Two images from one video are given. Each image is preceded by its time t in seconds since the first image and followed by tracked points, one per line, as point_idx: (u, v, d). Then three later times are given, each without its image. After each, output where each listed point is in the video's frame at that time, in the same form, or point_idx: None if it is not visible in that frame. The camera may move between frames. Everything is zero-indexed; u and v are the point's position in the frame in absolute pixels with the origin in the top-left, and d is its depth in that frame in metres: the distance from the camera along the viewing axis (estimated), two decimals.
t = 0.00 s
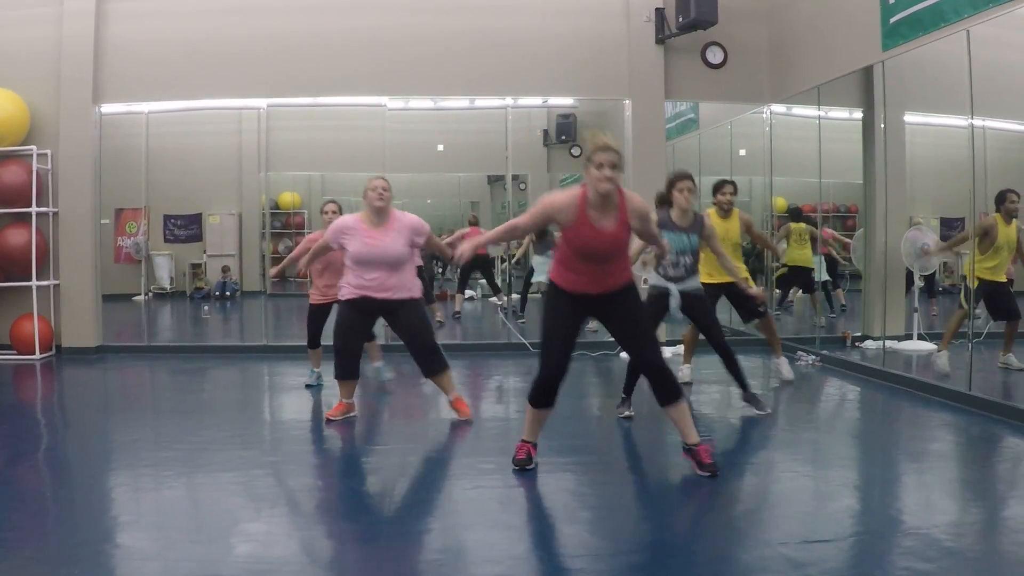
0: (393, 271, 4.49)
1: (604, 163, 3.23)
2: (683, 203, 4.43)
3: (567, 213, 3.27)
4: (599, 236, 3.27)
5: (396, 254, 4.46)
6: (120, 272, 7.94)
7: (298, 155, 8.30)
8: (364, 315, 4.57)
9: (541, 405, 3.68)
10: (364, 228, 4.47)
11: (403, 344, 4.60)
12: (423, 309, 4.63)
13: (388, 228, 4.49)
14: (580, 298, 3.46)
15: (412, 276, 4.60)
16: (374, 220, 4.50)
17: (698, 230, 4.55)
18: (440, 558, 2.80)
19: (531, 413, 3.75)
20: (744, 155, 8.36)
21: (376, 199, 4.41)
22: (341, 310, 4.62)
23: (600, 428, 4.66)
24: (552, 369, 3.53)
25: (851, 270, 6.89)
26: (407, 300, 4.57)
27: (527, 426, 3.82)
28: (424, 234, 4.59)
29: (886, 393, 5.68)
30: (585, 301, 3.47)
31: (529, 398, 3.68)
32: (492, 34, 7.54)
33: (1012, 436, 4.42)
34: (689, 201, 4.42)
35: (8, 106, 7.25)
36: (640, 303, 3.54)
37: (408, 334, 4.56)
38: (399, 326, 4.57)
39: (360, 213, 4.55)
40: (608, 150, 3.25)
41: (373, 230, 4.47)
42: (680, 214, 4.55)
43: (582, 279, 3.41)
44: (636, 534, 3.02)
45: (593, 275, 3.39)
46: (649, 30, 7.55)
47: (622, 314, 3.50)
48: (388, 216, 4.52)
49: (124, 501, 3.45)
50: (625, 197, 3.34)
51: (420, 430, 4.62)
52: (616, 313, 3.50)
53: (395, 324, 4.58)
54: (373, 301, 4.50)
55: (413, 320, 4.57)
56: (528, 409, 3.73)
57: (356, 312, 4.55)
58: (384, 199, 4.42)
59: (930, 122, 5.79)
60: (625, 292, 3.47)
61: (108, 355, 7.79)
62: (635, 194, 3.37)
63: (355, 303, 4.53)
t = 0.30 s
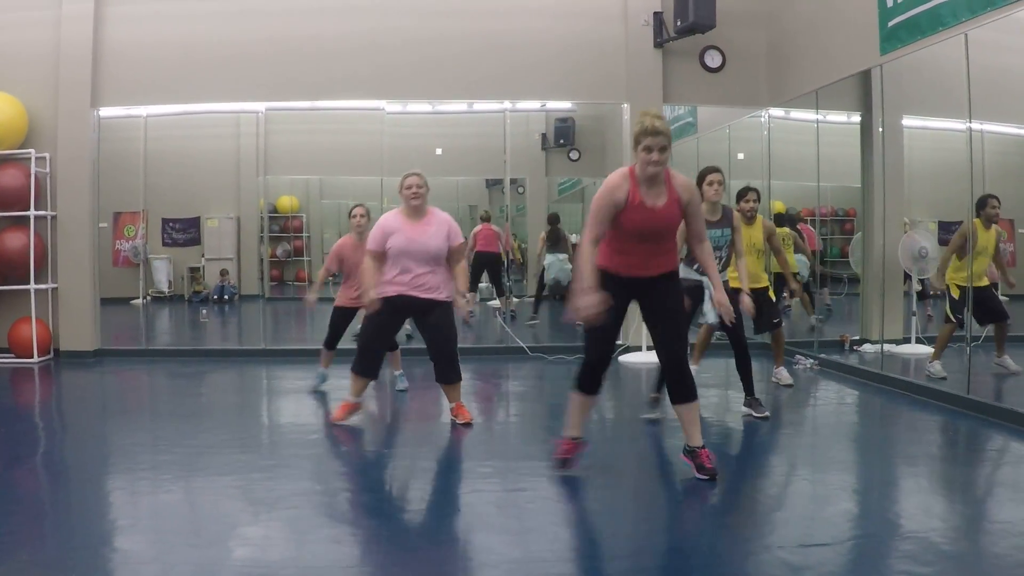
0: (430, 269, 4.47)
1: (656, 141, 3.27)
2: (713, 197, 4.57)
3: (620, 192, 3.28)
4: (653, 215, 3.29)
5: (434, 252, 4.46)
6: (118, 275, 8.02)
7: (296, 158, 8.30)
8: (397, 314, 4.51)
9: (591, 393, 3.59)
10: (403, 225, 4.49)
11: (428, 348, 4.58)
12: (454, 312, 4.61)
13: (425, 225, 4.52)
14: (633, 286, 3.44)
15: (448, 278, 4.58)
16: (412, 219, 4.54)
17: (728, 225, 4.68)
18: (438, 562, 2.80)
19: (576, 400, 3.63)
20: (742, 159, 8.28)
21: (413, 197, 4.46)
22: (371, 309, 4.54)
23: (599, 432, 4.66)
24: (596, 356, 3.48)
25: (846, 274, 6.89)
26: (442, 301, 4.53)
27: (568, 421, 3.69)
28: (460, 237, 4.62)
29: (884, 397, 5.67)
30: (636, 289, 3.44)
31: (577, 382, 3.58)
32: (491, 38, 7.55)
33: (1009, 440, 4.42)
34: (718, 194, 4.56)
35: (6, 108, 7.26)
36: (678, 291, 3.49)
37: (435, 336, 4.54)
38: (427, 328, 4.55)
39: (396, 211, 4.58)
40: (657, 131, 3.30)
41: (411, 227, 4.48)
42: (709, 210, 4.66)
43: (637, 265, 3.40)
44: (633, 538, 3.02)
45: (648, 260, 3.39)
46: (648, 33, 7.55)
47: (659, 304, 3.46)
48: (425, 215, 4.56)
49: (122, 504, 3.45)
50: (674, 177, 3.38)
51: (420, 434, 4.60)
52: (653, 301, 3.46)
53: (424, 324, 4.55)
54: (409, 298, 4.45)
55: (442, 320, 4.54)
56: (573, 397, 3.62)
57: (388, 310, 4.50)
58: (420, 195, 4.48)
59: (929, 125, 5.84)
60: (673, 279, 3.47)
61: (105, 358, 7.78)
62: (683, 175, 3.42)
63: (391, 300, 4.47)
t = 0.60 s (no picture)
0: (438, 270, 4.49)
1: (679, 155, 3.28)
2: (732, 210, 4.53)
3: (642, 208, 3.32)
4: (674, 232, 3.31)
5: (443, 253, 4.47)
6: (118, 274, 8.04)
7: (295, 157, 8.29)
8: (411, 314, 4.53)
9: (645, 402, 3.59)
10: (412, 223, 4.49)
11: (439, 348, 4.60)
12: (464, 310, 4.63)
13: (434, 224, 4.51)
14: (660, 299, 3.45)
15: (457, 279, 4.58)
16: (423, 219, 4.53)
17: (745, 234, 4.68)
18: (437, 561, 2.80)
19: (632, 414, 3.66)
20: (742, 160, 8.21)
21: (425, 198, 4.46)
22: (388, 311, 4.57)
23: (598, 432, 4.65)
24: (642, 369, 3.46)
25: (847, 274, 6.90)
26: (450, 302, 4.55)
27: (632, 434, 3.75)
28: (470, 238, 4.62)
29: (884, 397, 5.66)
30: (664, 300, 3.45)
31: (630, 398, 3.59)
32: (491, 37, 7.55)
33: (1008, 441, 4.42)
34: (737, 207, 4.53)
35: (6, 106, 7.25)
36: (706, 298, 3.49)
37: (446, 336, 4.57)
38: (439, 327, 4.58)
39: (406, 210, 4.58)
40: (681, 145, 3.30)
41: (421, 226, 4.48)
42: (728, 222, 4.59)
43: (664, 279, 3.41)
44: (632, 538, 3.02)
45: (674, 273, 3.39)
46: (649, 33, 7.55)
47: (690, 311, 3.44)
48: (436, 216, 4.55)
49: (121, 503, 3.45)
50: (697, 192, 3.38)
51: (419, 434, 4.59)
52: (684, 309, 3.44)
53: (434, 325, 4.58)
54: (416, 300, 4.48)
55: (455, 319, 4.57)
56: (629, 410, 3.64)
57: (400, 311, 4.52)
58: (432, 195, 4.47)
59: (929, 125, 5.87)
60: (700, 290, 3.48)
61: (105, 356, 7.78)
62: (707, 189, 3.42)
63: (403, 301, 4.49)
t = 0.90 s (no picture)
0: (458, 276, 4.45)
1: (733, 169, 3.22)
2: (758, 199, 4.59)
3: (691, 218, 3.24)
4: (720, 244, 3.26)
5: (463, 259, 4.43)
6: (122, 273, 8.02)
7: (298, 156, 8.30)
8: (428, 318, 4.52)
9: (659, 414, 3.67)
10: (431, 231, 4.46)
11: (472, 350, 4.57)
12: (488, 312, 4.58)
13: (452, 230, 4.48)
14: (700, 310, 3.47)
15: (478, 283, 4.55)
16: (442, 224, 4.49)
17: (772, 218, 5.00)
18: (438, 560, 2.80)
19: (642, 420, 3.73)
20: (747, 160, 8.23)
21: (444, 203, 4.40)
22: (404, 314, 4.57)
23: (601, 432, 4.64)
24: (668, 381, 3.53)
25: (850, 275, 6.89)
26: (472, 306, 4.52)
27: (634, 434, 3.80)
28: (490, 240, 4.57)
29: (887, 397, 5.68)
30: (702, 312, 3.48)
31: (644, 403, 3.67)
32: (494, 36, 7.54)
33: (1011, 442, 4.41)
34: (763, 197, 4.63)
35: (10, 104, 7.26)
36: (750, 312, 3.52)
37: (476, 337, 4.53)
38: (466, 329, 4.54)
39: (424, 216, 4.54)
40: (734, 158, 3.25)
41: (438, 233, 4.46)
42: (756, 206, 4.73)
43: (699, 288, 3.40)
44: (633, 538, 3.01)
45: (713, 285, 3.38)
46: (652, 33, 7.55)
47: (732, 327, 3.49)
48: (455, 220, 4.50)
49: (123, 501, 3.45)
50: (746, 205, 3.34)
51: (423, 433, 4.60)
52: (727, 327, 3.50)
53: (461, 327, 4.55)
54: (435, 306, 4.47)
55: (484, 320, 4.53)
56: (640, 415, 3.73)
57: (421, 316, 4.52)
58: (450, 202, 4.41)
59: (933, 125, 5.80)
60: (741, 302, 3.49)
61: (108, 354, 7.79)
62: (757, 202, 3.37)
63: (419, 307, 4.50)
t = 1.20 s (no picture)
0: (494, 267, 4.42)
1: (776, 140, 3.26)
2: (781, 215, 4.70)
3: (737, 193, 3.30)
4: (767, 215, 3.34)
5: (498, 250, 4.41)
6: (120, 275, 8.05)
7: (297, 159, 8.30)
8: (456, 312, 4.46)
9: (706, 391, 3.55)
10: (467, 222, 4.45)
11: (489, 348, 4.51)
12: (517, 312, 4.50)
13: (489, 222, 4.47)
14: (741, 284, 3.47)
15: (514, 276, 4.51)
16: (477, 217, 4.49)
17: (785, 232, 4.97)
18: (437, 563, 2.80)
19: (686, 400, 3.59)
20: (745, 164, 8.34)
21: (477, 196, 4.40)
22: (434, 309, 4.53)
23: (600, 435, 4.64)
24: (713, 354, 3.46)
25: (847, 279, 6.90)
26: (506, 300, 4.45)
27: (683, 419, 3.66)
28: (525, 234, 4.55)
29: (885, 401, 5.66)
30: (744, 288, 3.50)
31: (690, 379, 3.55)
32: (493, 39, 7.55)
33: (1008, 445, 4.42)
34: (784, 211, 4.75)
35: (8, 106, 7.25)
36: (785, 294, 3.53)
37: (496, 334, 4.47)
38: (488, 329, 4.48)
39: (460, 208, 4.55)
40: (776, 129, 3.28)
41: (473, 225, 4.44)
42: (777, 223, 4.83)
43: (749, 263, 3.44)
44: (632, 541, 3.02)
45: (758, 260, 3.42)
46: (651, 36, 7.56)
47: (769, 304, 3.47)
48: (489, 213, 4.50)
49: (121, 503, 3.44)
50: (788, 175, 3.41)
51: (421, 437, 4.58)
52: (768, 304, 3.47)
53: (485, 323, 4.49)
54: (472, 298, 4.41)
55: (506, 321, 4.45)
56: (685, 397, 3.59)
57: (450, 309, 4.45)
58: (484, 194, 4.41)
59: (931, 129, 5.87)
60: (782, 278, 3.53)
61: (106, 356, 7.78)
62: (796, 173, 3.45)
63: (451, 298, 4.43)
